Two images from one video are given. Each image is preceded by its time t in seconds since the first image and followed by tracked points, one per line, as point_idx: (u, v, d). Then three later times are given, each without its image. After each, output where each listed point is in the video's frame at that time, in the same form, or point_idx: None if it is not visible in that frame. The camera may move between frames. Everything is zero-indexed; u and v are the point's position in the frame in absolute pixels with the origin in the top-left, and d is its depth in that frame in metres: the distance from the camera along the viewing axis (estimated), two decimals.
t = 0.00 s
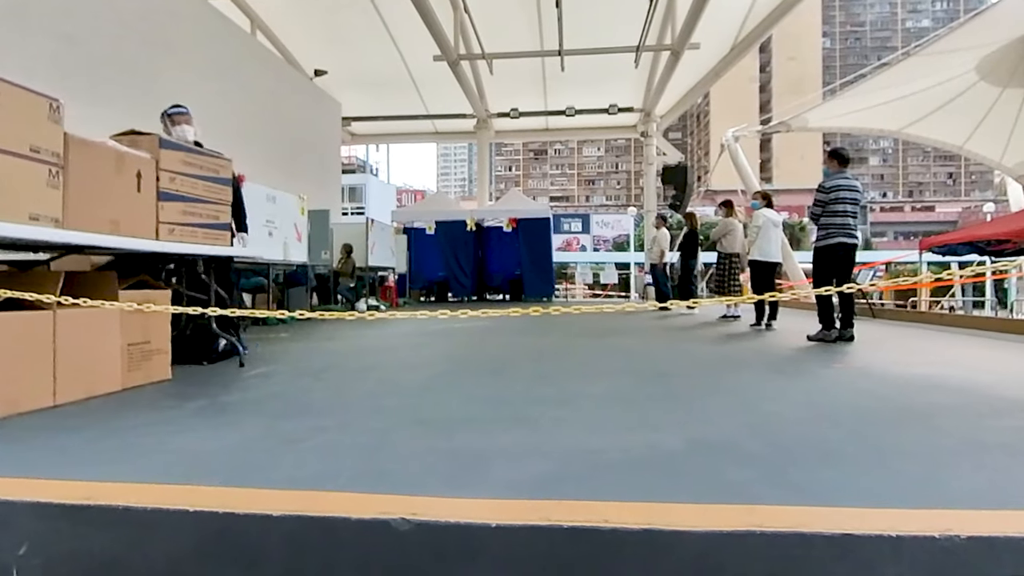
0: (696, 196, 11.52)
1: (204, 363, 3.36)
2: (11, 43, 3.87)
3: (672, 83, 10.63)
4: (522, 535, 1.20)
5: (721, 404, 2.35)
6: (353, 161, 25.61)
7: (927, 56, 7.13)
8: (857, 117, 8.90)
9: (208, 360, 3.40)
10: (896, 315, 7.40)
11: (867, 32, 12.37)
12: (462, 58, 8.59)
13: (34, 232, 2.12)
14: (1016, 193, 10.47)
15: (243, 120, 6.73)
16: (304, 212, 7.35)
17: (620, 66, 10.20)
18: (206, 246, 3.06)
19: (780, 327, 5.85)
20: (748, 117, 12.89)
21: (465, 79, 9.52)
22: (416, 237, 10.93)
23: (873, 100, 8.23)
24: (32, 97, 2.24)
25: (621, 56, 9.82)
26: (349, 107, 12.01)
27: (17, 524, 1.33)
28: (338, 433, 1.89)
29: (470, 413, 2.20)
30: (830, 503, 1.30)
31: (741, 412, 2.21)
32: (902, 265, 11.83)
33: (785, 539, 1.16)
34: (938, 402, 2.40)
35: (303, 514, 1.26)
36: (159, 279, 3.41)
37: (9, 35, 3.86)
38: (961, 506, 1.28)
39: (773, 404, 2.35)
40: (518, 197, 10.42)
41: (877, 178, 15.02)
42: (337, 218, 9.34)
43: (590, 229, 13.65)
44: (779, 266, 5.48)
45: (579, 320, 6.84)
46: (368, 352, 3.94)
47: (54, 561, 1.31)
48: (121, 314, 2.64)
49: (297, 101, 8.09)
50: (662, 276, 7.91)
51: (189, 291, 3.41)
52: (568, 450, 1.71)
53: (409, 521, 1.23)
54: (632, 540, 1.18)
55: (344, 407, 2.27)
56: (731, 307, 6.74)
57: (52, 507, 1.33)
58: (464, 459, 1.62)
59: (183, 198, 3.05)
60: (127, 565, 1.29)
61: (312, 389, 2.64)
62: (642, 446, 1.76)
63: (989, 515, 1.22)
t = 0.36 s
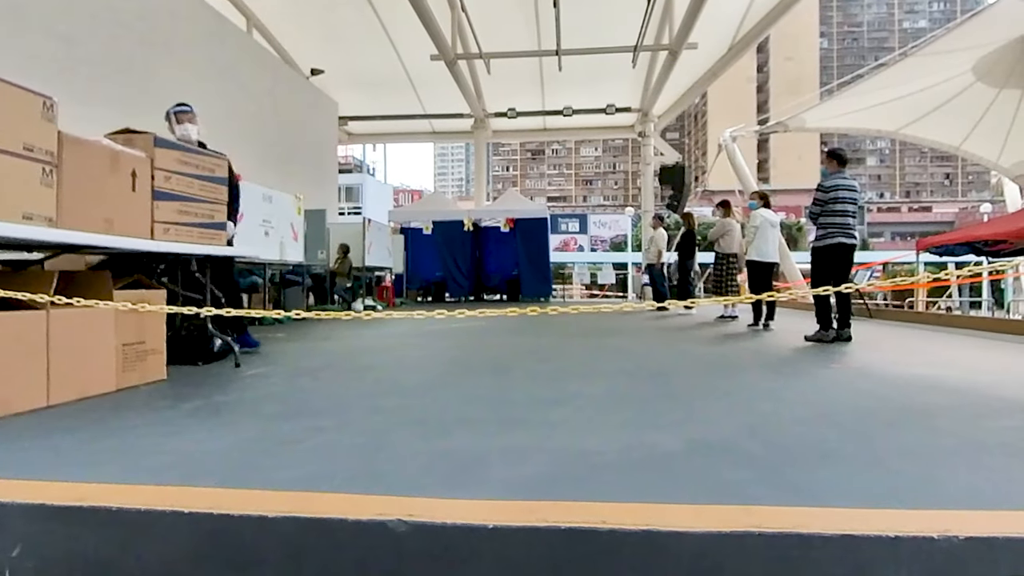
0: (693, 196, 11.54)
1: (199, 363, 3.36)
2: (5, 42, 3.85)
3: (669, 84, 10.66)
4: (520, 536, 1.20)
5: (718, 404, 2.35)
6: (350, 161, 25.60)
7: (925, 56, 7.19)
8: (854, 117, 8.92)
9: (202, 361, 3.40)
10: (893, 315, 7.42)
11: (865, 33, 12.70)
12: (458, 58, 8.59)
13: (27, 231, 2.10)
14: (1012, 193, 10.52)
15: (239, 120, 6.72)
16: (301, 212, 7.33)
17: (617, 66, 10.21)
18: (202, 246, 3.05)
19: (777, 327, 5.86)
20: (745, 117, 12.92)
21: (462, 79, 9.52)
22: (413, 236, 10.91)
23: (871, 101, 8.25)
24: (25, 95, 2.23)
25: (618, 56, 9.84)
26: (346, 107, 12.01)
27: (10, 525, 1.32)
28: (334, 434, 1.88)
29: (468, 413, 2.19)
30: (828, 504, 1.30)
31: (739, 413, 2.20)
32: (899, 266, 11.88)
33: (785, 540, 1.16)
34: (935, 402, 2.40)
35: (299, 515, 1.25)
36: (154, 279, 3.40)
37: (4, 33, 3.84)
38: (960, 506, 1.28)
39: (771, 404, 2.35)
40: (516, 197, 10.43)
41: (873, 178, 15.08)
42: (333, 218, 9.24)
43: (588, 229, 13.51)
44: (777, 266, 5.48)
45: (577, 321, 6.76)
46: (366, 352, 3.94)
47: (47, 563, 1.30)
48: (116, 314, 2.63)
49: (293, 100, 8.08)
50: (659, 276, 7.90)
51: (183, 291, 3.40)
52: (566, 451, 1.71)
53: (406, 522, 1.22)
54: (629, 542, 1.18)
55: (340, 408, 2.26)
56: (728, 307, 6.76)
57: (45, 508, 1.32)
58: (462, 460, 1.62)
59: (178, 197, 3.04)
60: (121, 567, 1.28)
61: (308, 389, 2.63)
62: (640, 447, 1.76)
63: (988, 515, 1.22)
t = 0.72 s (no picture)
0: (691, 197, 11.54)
1: (194, 364, 3.34)
2: None
3: (667, 84, 10.66)
4: (517, 537, 1.19)
5: (717, 404, 2.35)
6: (347, 161, 25.60)
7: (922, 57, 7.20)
8: (852, 118, 8.92)
9: (198, 361, 3.38)
10: (891, 315, 7.43)
11: (862, 33, 12.36)
12: (456, 58, 8.57)
13: (22, 230, 2.10)
14: (1009, 194, 10.54)
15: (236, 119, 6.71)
16: (298, 211, 7.32)
17: (615, 66, 10.21)
18: (199, 246, 3.04)
19: (775, 327, 5.87)
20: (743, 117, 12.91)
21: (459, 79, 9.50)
22: (410, 237, 10.90)
23: (869, 101, 8.26)
24: (19, 93, 2.22)
25: (616, 56, 9.84)
26: (344, 106, 11.99)
27: (4, 527, 1.32)
28: (333, 434, 1.87)
29: (466, 414, 2.18)
30: (826, 504, 1.30)
31: (737, 413, 2.21)
32: (897, 266, 11.89)
33: (782, 540, 1.16)
34: (933, 402, 2.40)
35: (295, 516, 1.25)
36: (149, 279, 3.38)
37: None
38: (959, 507, 1.28)
39: (769, 404, 2.35)
40: (513, 197, 10.43)
41: (871, 179, 15.11)
42: (330, 218, 9.23)
43: (586, 229, 13.65)
44: (774, 266, 5.48)
45: (574, 321, 6.76)
46: (363, 353, 3.93)
47: (40, 565, 1.30)
48: (110, 314, 2.62)
49: (290, 100, 8.07)
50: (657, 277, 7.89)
51: (179, 290, 3.38)
52: (564, 451, 1.71)
53: (403, 523, 1.22)
54: (627, 543, 1.17)
55: (338, 408, 2.25)
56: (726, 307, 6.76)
57: (38, 509, 1.32)
58: (459, 461, 1.61)
59: (173, 197, 3.03)
60: (114, 569, 1.27)
61: (306, 390, 2.62)
62: (637, 447, 1.75)
63: (985, 515, 1.22)
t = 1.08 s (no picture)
0: (689, 197, 11.56)
1: (191, 365, 3.33)
2: None
3: (665, 84, 10.67)
4: (515, 538, 1.19)
5: (715, 405, 2.35)
6: (344, 161, 25.57)
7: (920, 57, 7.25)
8: (849, 119, 8.95)
9: (195, 362, 3.37)
10: (888, 316, 7.44)
11: (860, 34, 12.63)
12: (453, 57, 8.57)
13: (17, 230, 2.09)
14: (1006, 195, 10.57)
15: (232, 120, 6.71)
16: (294, 212, 7.28)
17: (613, 66, 10.21)
18: (195, 246, 3.03)
19: (772, 328, 5.87)
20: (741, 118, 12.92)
21: (456, 78, 9.50)
22: (407, 236, 10.90)
23: (867, 102, 8.28)
24: (15, 93, 2.22)
25: (614, 56, 9.84)
26: (341, 106, 11.97)
27: None
28: (330, 435, 1.87)
29: (463, 414, 2.18)
30: (826, 504, 1.29)
31: (735, 413, 2.21)
32: (893, 267, 11.92)
33: (780, 540, 1.16)
34: (930, 402, 2.41)
35: (292, 517, 1.24)
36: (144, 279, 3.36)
37: None
38: (956, 506, 1.28)
39: (768, 405, 2.35)
40: (511, 197, 10.42)
41: (868, 179, 15.15)
42: (327, 218, 9.22)
43: (584, 229, 13.83)
44: (772, 266, 5.48)
45: (572, 322, 6.75)
46: (361, 353, 3.92)
47: (35, 566, 1.29)
48: (106, 314, 2.61)
49: (288, 101, 8.06)
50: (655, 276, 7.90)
51: (175, 291, 3.38)
52: (562, 451, 1.70)
53: (400, 524, 1.22)
54: (625, 544, 1.17)
55: (336, 409, 2.25)
56: (723, 308, 6.77)
57: (33, 511, 1.31)
58: (457, 461, 1.61)
59: (170, 196, 3.02)
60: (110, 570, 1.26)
61: (303, 390, 2.62)
62: (634, 447, 1.75)
63: (983, 515, 1.22)
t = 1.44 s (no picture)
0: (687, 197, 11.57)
1: (187, 365, 3.31)
2: None
3: (663, 84, 10.69)
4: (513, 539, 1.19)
5: (715, 406, 2.34)
6: (341, 160, 25.58)
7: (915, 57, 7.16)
8: (847, 120, 8.97)
9: (191, 362, 3.36)
10: (886, 316, 7.45)
11: (857, 35, 12.92)
12: (452, 57, 8.56)
13: (13, 229, 2.08)
14: (1003, 195, 10.60)
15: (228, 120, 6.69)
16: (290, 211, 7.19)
17: (611, 66, 10.22)
18: (191, 246, 3.03)
19: (770, 328, 5.88)
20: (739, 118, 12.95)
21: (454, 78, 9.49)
22: (405, 237, 10.89)
23: (865, 102, 8.29)
24: (11, 91, 2.21)
25: (612, 56, 9.84)
26: (338, 105, 11.97)
27: None
28: (327, 436, 1.86)
29: (462, 415, 2.17)
30: (826, 504, 1.29)
31: (733, 414, 2.21)
32: (890, 267, 11.96)
33: (779, 541, 1.16)
34: (928, 403, 2.41)
35: (290, 518, 1.24)
36: (140, 279, 3.35)
37: None
38: (956, 506, 1.28)
39: (766, 405, 2.36)
40: (509, 197, 10.42)
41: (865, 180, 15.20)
42: (324, 218, 9.20)
43: (581, 229, 13.67)
44: (770, 266, 5.47)
45: (569, 322, 6.76)
46: (358, 354, 3.91)
47: (30, 568, 1.29)
48: (101, 314, 2.60)
49: (284, 100, 8.03)
50: (654, 276, 7.91)
51: (171, 291, 3.36)
52: (560, 453, 1.70)
53: (399, 525, 1.21)
54: (623, 544, 1.17)
55: (333, 410, 2.24)
56: (721, 308, 6.77)
57: (27, 512, 1.30)
58: (456, 462, 1.61)
59: (166, 196, 3.01)
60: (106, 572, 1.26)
61: (300, 391, 2.61)
62: (633, 449, 1.74)
63: (982, 514, 1.22)
